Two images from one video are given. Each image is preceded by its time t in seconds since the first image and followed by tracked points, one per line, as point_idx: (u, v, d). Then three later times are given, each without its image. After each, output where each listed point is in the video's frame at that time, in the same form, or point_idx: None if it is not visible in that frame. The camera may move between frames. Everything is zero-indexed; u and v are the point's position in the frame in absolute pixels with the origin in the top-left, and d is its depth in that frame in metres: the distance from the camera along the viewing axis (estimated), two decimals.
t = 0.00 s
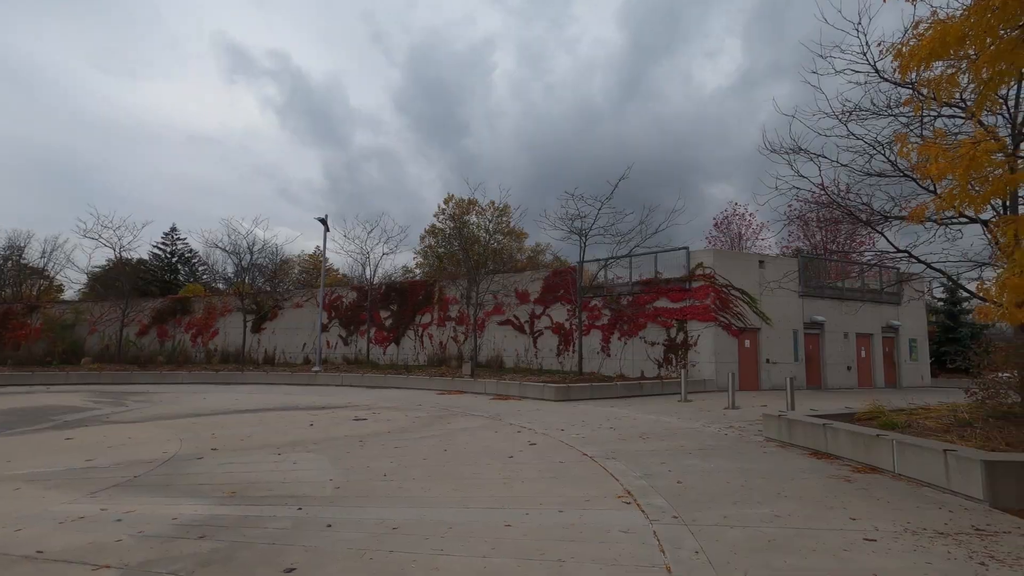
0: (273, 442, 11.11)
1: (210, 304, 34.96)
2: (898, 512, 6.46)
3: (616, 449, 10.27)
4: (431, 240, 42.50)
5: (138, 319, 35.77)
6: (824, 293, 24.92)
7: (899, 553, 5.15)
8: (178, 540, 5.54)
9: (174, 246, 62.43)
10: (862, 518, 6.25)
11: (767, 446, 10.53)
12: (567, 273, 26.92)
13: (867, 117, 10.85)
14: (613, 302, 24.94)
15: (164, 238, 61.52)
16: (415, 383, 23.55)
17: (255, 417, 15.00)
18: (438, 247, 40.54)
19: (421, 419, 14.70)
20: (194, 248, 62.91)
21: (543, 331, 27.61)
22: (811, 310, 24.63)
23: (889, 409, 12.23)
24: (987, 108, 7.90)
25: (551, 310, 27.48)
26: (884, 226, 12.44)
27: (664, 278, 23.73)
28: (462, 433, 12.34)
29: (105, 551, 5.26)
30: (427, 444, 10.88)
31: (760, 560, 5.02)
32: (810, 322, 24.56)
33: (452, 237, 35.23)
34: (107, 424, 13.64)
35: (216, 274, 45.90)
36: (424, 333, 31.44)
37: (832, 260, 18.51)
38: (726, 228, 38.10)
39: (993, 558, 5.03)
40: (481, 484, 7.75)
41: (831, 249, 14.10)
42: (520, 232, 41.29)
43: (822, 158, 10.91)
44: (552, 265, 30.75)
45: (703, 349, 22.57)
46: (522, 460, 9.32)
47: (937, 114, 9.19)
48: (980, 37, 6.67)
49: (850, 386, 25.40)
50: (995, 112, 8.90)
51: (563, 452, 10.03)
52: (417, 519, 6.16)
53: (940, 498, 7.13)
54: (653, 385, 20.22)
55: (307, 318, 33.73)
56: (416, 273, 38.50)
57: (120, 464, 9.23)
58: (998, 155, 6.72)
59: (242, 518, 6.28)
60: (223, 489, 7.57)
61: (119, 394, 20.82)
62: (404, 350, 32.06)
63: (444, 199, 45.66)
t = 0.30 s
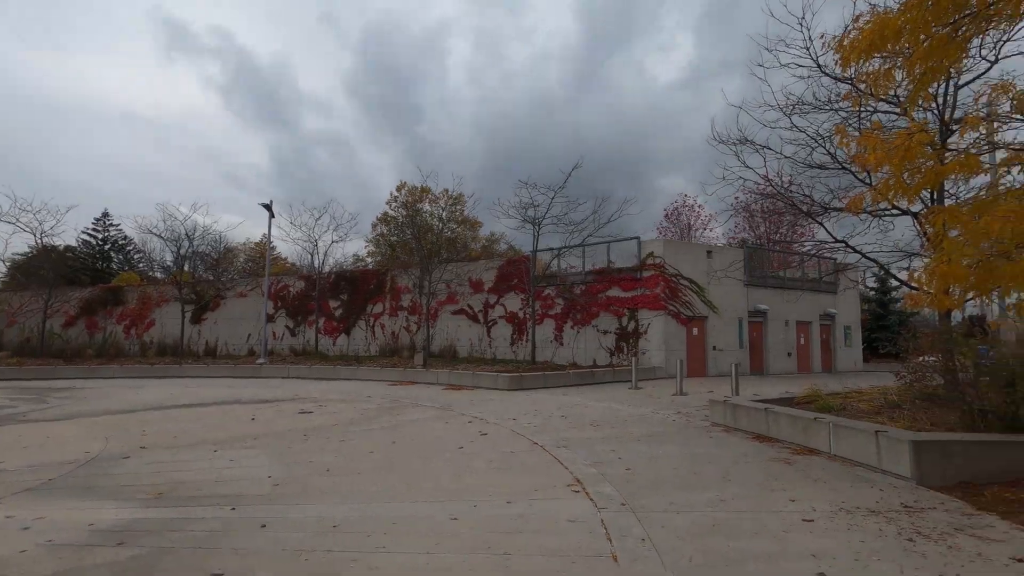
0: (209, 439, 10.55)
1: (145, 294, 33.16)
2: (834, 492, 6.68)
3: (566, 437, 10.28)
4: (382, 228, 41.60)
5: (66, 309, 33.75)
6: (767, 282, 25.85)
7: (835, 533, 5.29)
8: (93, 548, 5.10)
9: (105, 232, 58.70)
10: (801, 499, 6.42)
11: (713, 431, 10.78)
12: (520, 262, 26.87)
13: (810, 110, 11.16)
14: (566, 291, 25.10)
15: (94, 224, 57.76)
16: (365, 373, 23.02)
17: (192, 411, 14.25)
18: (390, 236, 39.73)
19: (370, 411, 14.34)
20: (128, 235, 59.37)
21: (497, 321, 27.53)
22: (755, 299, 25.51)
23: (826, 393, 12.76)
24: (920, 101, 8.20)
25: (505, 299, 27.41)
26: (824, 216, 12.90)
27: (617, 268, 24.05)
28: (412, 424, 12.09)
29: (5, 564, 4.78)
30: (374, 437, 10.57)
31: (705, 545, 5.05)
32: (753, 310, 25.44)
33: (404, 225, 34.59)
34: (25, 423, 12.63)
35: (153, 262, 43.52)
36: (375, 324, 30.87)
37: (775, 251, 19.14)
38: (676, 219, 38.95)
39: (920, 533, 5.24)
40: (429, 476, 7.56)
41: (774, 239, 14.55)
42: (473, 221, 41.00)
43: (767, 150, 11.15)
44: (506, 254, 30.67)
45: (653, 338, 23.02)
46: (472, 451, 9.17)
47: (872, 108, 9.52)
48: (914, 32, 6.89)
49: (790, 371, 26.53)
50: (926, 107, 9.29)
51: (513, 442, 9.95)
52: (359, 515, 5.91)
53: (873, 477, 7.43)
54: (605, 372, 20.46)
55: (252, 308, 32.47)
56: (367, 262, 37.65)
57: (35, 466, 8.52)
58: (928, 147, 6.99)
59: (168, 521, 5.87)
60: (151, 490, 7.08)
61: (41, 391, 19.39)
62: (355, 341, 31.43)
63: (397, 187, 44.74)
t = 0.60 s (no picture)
0: (123, 428, 9.74)
1: (54, 272, 30.55)
2: (765, 477, 6.87)
3: (507, 425, 10.17)
4: (323, 209, 40.04)
5: None
6: (705, 274, 26.72)
7: (766, 517, 5.40)
8: None
9: (9, 203, 53.46)
10: (734, 484, 6.55)
11: (651, 418, 10.97)
12: (465, 248, 26.53)
13: (751, 106, 11.45)
14: (511, 278, 25.08)
15: None
16: (301, 359, 22.11)
17: (105, 399, 13.17)
18: (331, 217, 38.31)
19: (304, 399, 13.75)
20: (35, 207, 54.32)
21: (441, 307, 27.16)
22: (693, 290, 26.32)
23: (758, 380, 13.27)
24: (855, 101, 8.47)
25: (449, 285, 27.05)
26: (761, 210, 13.35)
27: (562, 256, 24.20)
28: (349, 412, 11.66)
29: None
30: (307, 426, 10.09)
31: (642, 533, 5.02)
32: (691, 300, 26.26)
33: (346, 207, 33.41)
34: None
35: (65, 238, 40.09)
36: (313, 308, 29.77)
37: (714, 243, 19.73)
38: (620, 210, 39.61)
39: (843, 516, 5.43)
40: (363, 467, 7.23)
41: (714, 231, 14.95)
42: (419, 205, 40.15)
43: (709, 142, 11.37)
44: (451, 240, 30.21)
45: (595, 326, 23.32)
46: (410, 440, 8.90)
47: (808, 106, 9.84)
48: (854, 29, 7.05)
49: (723, 359, 27.63)
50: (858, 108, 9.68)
51: (453, 430, 9.75)
52: (284, 510, 5.55)
53: (799, 462, 7.72)
54: (548, 360, 20.55)
55: (177, 289, 30.56)
56: (306, 244, 36.19)
57: None
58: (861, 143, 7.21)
59: (65, 520, 5.29)
60: (48, 487, 6.41)
61: None
62: (291, 325, 30.23)
63: (339, 166, 43.12)
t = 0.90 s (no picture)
0: (52, 418, 9.05)
1: None
2: (722, 461, 6.89)
3: (467, 410, 9.96)
4: (278, 188, 38.57)
5: None
6: (665, 259, 27.03)
7: (724, 502, 5.36)
8: None
9: None
10: (693, 468, 6.53)
11: (611, 402, 10.96)
12: (426, 230, 26.01)
13: (715, 91, 11.41)
14: (474, 262, 24.85)
15: None
16: (253, 344, 21.29)
17: (35, 386, 12.29)
18: (286, 197, 36.94)
19: (255, 384, 13.19)
20: None
21: (401, 291, 26.64)
22: (653, 275, 26.59)
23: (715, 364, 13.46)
24: (819, 87, 8.48)
25: (410, 268, 26.51)
26: (721, 196, 13.43)
27: (524, 240, 24.03)
28: (302, 398, 11.21)
29: None
30: (256, 413, 9.62)
31: (601, 521, 4.90)
32: (652, 285, 26.54)
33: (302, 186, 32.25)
34: None
35: None
36: (268, 291, 28.76)
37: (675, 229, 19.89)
38: (583, 195, 39.65)
39: (799, 498, 5.45)
40: (313, 456, 6.90)
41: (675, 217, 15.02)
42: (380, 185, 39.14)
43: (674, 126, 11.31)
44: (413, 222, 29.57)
45: (557, 310, 23.30)
46: (365, 427, 8.58)
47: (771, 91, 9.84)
48: (824, 11, 6.97)
49: (682, 344, 28.13)
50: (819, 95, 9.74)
51: (410, 416, 9.47)
52: (225, 504, 5.18)
53: (756, 444, 7.79)
54: (510, 344, 20.41)
55: (120, 270, 28.99)
56: (260, 224, 34.84)
57: None
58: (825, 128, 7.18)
59: None
60: None
61: None
62: (244, 309, 29.16)
63: (296, 144, 41.53)
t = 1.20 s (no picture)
0: (32, 416, 8.77)
1: None
2: (722, 459, 6.68)
3: (460, 408, 9.73)
4: (271, 184, 38.19)
5: None
6: (662, 255, 26.83)
7: (725, 502, 5.16)
8: None
9: None
10: (693, 467, 6.32)
11: (607, 399, 10.76)
12: (421, 226, 25.73)
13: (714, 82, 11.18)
14: (469, 258, 24.67)
15: None
16: (244, 341, 21.00)
17: (17, 383, 11.99)
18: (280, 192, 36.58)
19: (244, 382, 12.93)
20: None
21: (396, 287, 26.39)
22: (649, 271, 26.41)
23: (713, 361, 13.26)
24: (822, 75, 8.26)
25: (405, 265, 26.25)
26: (720, 190, 13.22)
27: (520, 235, 23.82)
28: (292, 396, 10.96)
29: None
30: (243, 411, 9.37)
31: (597, 523, 4.68)
32: (648, 282, 26.34)
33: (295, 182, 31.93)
34: None
35: None
36: (260, 287, 28.47)
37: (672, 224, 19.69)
38: (579, 191, 39.44)
39: (803, 498, 5.25)
40: (299, 455, 6.66)
41: (672, 211, 14.81)
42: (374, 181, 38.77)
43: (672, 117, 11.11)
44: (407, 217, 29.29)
45: (553, 307, 23.08)
46: (355, 425, 8.33)
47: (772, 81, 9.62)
48: None
49: (678, 341, 27.95)
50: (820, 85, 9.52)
51: (402, 414, 9.23)
52: (203, 507, 4.93)
53: (756, 442, 7.59)
54: (505, 341, 20.17)
55: (110, 266, 28.62)
56: (253, 220, 34.49)
57: None
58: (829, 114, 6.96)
59: None
60: None
61: None
62: (236, 305, 28.85)
63: (289, 139, 41.12)
